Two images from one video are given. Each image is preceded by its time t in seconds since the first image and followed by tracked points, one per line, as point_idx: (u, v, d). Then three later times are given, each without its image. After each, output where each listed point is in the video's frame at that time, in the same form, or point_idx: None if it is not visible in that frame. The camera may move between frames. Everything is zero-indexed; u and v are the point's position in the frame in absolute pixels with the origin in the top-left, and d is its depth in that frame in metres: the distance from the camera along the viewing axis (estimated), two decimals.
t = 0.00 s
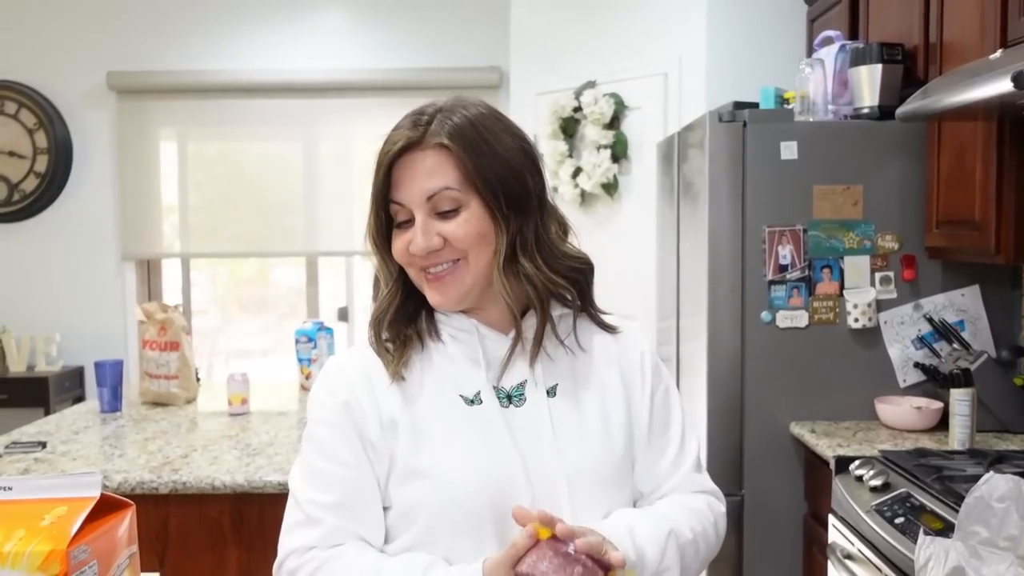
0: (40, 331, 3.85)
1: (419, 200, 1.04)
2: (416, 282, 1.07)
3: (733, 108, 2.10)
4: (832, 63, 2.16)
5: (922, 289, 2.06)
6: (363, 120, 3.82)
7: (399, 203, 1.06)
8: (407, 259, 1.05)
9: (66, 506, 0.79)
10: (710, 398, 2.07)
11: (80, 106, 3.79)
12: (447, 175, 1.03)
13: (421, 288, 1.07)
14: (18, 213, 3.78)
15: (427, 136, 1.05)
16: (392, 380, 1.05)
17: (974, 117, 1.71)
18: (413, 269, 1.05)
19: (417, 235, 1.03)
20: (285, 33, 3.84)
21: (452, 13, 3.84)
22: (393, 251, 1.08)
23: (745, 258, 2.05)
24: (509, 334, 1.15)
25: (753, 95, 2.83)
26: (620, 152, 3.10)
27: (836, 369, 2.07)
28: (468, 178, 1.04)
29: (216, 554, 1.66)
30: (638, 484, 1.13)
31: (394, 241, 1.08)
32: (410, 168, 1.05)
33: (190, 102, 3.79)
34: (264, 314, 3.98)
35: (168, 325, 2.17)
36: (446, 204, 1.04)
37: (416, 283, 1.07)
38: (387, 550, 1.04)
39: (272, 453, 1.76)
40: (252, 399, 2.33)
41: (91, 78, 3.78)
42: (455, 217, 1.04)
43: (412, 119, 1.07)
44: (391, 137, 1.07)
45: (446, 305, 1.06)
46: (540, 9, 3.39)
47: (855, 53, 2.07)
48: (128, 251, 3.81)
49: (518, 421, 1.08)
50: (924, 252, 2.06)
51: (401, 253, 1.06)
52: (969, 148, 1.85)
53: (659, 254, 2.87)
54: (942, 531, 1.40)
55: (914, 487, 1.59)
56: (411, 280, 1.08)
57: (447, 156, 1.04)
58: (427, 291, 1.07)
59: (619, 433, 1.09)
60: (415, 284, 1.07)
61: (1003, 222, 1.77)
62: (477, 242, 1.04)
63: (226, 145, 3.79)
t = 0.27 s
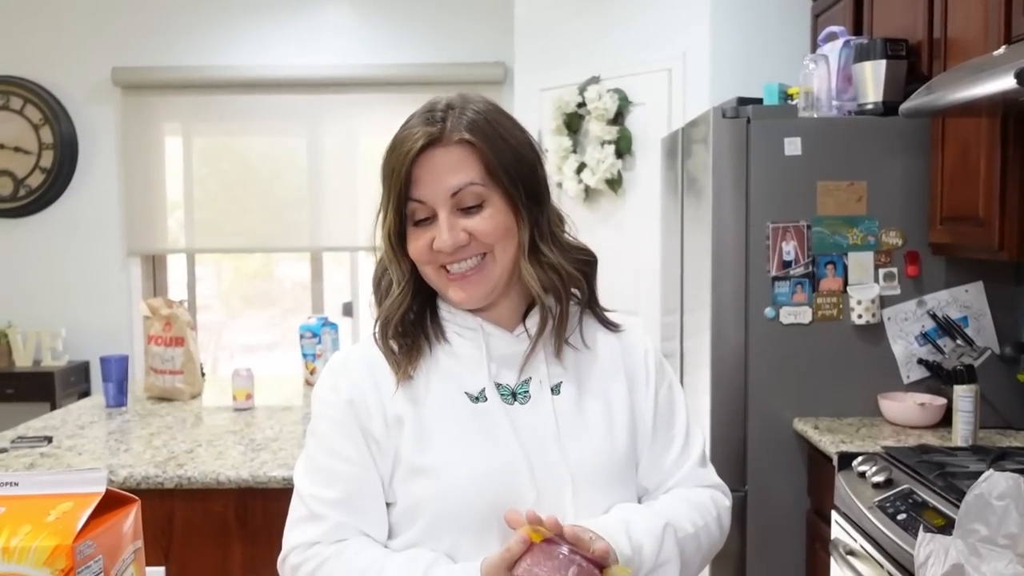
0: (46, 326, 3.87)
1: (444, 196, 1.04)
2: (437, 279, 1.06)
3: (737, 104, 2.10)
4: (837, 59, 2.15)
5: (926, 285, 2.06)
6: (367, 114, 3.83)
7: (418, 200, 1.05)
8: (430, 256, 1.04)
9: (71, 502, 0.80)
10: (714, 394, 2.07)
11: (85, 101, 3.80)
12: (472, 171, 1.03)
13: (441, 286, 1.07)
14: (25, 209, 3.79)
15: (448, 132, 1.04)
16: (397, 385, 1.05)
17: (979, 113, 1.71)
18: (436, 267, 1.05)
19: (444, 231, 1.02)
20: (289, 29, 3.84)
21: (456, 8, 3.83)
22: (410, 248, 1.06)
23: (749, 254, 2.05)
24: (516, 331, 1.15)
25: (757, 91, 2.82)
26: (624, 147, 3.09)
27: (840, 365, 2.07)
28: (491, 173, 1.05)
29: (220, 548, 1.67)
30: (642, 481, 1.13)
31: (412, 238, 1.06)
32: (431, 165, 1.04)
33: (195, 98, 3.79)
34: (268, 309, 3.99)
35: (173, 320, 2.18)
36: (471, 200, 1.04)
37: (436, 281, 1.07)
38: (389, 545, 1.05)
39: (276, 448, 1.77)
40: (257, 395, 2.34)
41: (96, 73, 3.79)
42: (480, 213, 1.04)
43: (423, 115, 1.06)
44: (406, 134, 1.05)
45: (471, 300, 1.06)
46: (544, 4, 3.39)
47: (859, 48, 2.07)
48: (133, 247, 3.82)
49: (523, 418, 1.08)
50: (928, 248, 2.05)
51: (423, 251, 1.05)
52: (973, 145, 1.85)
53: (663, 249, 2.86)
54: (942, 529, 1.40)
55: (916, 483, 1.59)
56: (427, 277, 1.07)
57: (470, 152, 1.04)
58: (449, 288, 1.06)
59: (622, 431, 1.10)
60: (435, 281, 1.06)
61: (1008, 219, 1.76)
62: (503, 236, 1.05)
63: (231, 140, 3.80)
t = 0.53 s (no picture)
0: (52, 321, 3.89)
1: (468, 189, 1.04)
2: (457, 271, 1.06)
3: (742, 100, 2.09)
4: (842, 55, 2.15)
5: (931, 282, 2.05)
6: (372, 111, 3.83)
7: (441, 192, 1.04)
8: (454, 247, 1.04)
9: (79, 495, 0.71)
10: (718, 390, 2.07)
11: (90, 97, 3.81)
12: (496, 163, 1.04)
13: (461, 277, 1.07)
14: (31, 204, 3.80)
15: (472, 124, 1.04)
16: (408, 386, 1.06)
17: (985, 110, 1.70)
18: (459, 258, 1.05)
19: (470, 224, 1.03)
20: (294, 24, 3.84)
21: (461, 4, 3.83)
22: (431, 239, 1.06)
23: (754, 250, 2.05)
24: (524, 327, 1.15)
25: (762, 87, 2.82)
26: (629, 143, 3.09)
27: (844, 361, 2.07)
28: (512, 165, 1.06)
29: (225, 543, 1.68)
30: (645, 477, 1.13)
31: (433, 230, 1.06)
32: (456, 158, 1.03)
33: (200, 94, 3.80)
34: (273, 304, 4.00)
35: (178, 315, 2.18)
36: (494, 192, 1.05)
37: (455, 273, 1.07)
38: (395, 539, 1.06)
39: (281, 444, 1.78)
40: (262, 390, 2.35)
41: (101, 69, 3.80)
42: (503, 205, 1.05)
43: (441, 106, 1.05)
44: (427, 125, 1.04)
45: (492, 291, 1.07)
46: None
47: (864, 45, 2.06)
48: (138, 242, 3.83)
49: (531, 415, 1.08)
50: (934, 245, 2.05)
51: (446, 243, 1.04)
52: (979, 141, 1.84)
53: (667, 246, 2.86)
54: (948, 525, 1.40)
55: (921, 479, 1.58)
56: (447, 269, 1.07)
57: (493, 144, 1.04)
58: (470, 280, 1.07)
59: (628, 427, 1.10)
60: (456, 273, 1.07)
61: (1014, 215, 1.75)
62: (525, 228, 1.07)
63: (236, 136, 3.80)
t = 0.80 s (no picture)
0: (55, 317, 3.90)
1: (497, 183, 1.03)
2: (474, 266, 1.06)
3: (745, 98, 2.09)
4: (845, 54, 2.15)
5: (933, 281, 2.05)
6: (374, 108, 3.83)
7: (467, 185, 1.03)
8: (478, 241, 1.03)
9: (81, 490, 0.71)
10: (719, 388, 2.07)
11: (93, 93, 3.81)
12: (522, 160, 1.05)
13: (477, 272, 1.06)
14: (34, 199, 3.81)
15: (501, 118, 1.03)
16: (419, 388, 1.05)
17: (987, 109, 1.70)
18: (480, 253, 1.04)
19: (499, 219, 1.02)
20: (297, 21, 3.84)
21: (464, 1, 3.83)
22: (451, 232, 1.04)
23: (756, 248, 2.05)
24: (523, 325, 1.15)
25: (765, 86, 2.81)
26: (631, 141, 3.09)
27: (845, 360, 2.07)
28: (533, 163, 1.07)
29: (226, 539, 1.68)
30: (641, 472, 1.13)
31: (455, 222, 1.04)
32: (486, 151, 1.02)
33: (203, 90, 3.80)
34: (275, 301, 4.01)
35: (181, 312, 2.19)
36: (518, 189, 1.05)
37: (471, 267, 1.06)
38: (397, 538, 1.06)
39: (282, 440, 1.78)
40: (264, 387, 2.35)
41: (105, 65, 3.80)
42: (525, 202, 1.06)
43: (466, 98, 1.04)
44: (455, 115, 1.02)
45: (509, 287, 1.07)
46: None
47: (868, 43, 2.06)
48: (141, 238, 3.83)
49: (531, 412, 1.08)
50: (936, 244, 2.05)
51: (468, 236, 1.03)
52: (982, 140, 1.84)
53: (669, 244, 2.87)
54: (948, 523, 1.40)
55: (921, 478, 1.58)
56: (464, 262, 1.06)
57: (520, 142, 1.05)
58: (487, 275, 1.06)
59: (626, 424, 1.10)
60: (473, 267, 1.06)
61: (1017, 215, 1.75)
62: (544, 226, 1.08)
63: (239, 132, 3.81)
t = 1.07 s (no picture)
0: (57, 313, 3.90)
1: (525, 178, 1.03)
2: (497, 259, 1.04)
3: (748, 97, 2.09)
4: (849, 53, 2.14)
5: (936, 281, 2.05)
6: (377, 105, 3.82)
7: (500, 177, 1.02)
8: (505, 236, 1.02)
9: (82, 486, 0.71)
10: (721, 387, 2.07)
11: (96, 89, 3.81)
12: (550, 157, 1.06)
13: (500, 266, 1.05)
14: (36, 195, 3.81)
15: (533, 114, 1.04)
16: (442, 382, 1.06)
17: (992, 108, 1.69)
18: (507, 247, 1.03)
19: (529, 213, 1.02)
20: (300, 17, 3.84)
21: None
22: (478, 225, 1.02)
23: (758, 247, 2.05)
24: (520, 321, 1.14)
25: (768, 84, 2.81)
26: (634, 139, 3.08)
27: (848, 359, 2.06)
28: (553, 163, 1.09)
29: (227, 536, 1.68)
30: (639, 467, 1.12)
31: (485, 215, 1.02)
32: (521, 144, 1.02)
33: (206, 86, 3.80)
34: (277, 299, 4.01)
35: (183, 308, 2.19)
36: (542, 185, 1.05)
37: (494, 262, 1.04)
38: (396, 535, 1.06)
39: (283, 437, 1.78)
40: (265, 383, 2.35)
41: (108, 61, 3.80)
42: (548, 199, 1.06)
43: (492, 91, 1.03)
44: (492, 106, 1.01)
45: (531, 283, 1.06)
46: None
47: (872, 42, 2.05)
48: (143, 234, 3.83)
49: (527, 409, 1.08)
50: (939, 244, 2.04)
51: (496, 229, 1.02)
52: (986, 139, 1.83)
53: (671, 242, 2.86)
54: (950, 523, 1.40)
55: (923, 478, 1.58)
56: (487, 256, 1.04)
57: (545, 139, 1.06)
58: (509, 270, 1.05)
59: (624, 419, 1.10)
60: (497, 261, 1.04)
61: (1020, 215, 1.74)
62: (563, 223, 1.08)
63: (241, 129, 3.81)
